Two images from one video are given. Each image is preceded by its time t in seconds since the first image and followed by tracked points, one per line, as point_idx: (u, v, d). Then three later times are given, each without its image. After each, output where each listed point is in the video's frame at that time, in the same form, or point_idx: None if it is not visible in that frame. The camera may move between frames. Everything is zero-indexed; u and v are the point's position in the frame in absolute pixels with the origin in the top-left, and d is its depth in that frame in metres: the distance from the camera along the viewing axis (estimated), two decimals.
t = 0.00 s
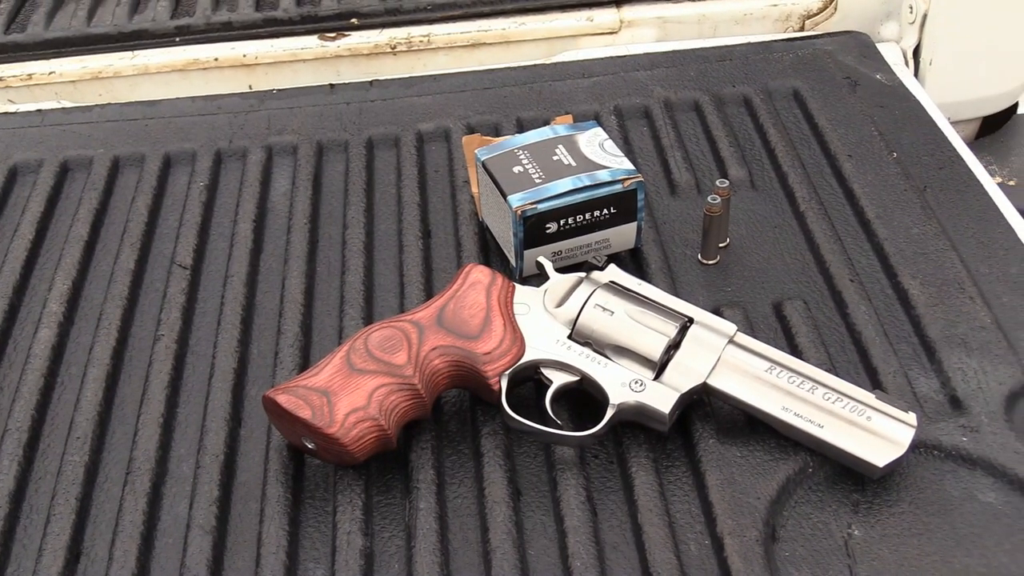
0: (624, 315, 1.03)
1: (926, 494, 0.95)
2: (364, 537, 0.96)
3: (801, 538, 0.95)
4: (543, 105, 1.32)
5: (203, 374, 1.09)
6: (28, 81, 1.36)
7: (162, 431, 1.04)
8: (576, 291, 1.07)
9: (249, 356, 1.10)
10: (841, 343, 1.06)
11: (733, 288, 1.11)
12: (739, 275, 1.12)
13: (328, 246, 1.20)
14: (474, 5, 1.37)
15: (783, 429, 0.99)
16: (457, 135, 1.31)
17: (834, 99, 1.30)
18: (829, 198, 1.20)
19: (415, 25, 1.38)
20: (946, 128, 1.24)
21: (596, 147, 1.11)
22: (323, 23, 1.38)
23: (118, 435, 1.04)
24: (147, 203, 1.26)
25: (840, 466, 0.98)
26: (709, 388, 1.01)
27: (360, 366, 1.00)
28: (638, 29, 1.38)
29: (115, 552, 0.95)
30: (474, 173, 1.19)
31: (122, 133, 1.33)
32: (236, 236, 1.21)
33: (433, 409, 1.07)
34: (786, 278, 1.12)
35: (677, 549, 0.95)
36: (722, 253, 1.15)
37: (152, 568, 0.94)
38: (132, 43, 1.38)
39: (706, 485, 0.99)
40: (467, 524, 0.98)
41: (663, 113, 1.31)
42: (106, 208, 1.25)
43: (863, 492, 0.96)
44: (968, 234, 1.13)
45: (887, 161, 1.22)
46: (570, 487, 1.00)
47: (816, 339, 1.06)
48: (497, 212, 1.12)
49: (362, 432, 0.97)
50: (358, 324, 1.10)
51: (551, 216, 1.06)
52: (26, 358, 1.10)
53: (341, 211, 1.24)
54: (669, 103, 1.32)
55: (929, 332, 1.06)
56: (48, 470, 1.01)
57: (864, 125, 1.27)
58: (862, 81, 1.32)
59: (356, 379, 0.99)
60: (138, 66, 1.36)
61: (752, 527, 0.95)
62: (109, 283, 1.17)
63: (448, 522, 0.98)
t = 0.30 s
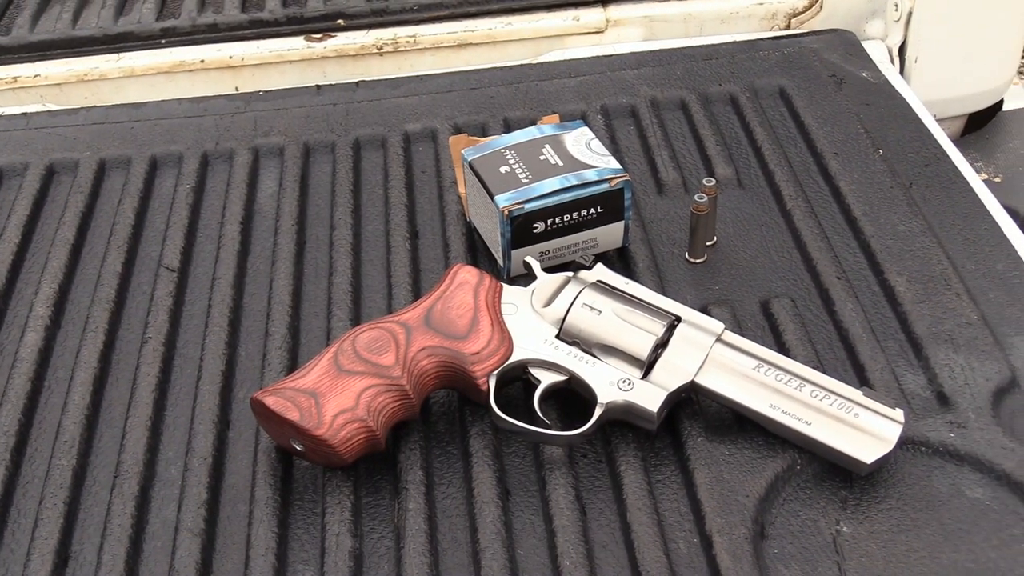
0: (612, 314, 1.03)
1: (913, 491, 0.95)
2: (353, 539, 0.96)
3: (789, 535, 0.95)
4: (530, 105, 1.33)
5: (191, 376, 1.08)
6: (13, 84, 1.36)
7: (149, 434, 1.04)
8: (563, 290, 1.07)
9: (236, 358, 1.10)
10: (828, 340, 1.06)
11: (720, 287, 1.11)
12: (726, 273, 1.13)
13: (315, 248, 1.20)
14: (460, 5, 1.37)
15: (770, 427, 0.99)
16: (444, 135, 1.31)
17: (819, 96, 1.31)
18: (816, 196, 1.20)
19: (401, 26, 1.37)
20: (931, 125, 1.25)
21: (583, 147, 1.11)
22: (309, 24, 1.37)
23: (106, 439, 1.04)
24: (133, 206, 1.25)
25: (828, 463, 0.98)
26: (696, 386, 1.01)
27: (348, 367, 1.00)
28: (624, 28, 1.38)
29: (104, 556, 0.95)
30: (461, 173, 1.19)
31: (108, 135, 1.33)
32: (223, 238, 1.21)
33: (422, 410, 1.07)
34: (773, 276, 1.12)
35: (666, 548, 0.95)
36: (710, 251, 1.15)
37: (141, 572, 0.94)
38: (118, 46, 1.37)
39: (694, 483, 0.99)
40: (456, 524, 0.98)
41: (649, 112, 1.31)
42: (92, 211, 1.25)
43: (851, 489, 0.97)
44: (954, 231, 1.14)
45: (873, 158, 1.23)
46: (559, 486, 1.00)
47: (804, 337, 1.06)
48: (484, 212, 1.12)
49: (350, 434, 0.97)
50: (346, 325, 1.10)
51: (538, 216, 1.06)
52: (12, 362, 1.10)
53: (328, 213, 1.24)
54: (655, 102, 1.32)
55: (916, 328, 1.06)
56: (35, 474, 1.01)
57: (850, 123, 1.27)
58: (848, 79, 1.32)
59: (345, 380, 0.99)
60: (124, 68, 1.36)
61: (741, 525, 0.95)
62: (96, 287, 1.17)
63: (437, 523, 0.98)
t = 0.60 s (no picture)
0: (600, 313, 1.03)
1: (901, 487, 0.96)
2: (342, 540, 0.96)
3: (778, 533, 0.95)
4: (517, 105, 1.33)
5: (179, 379, 1.08)
6: None
7: (137, 437, 1.04)
8: (551, 290, 1.08)
9: (224, 360, 1.09)
10: (816, 338, 1.06)
11: (708, 286, 1.11)
12: (714, 272, 1.13)
13: (303, 249, 1.20)
14: (447, 5, 1.37)
15: (759, 425, 0.99)
16: (431, 136, 1.30)
17: (805, 94, 1.31)
18: (802, 194, 1.21)
19: (387, 27, 1.37)
20: (917, 122, 1.25)
21: (570, 146, 1.11)
22: (296, 25, 1.37)
23: (94, 442, 1.04)
24: (120, 209, 1.25)
25: (816, 460, 0.99)
26: (685, 385, 1.01)
27: (335, 368, 1.00)
28: (611, 27, 1.39)
29: (92, 559, 0.95)
30: (448, 174, 1.19)
31: (94, 138, 1.32)
32: (210, 240, 1.21)
33: (410, 410, 1.07)
34: (761, 274, 1.13)
35: (656, 547, 0.95)
36: (697, 250, 1.15)
37: None
38: (104, 48, 1.37)
39: (683, 482, 0.99)
40: (446, 525, 0.98)
41: (636, 111, 1.31)
42: (79, 214, 1.25)
43: (840, 486, 0.97)
44: (940, 228, 1.14)
45: (859, 155, 1.23)
46: (548, 486, 1.00)
47: (791, 335, 1.06)
48: (471, 212, 1.12)
49: (338, 435, 0.97)
50: (334, 326, 1.10)
51: (525, 216, 1.06)
52: None
53: (315, 214, 1.24)
54: (642, 101, 1.32)
55: (903, 325, 1.06)
56: (22, 479, 1.01)
57: (836, 121, 1.27)
58: (834, 77, 1.33)
59: (333, 382, 0.99)
60: (110, 70, 1.35)
61: (730, 523, 0.95)
62: (83, 290, 1.17)
63: (427, 524, 0.98)
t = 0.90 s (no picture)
0: (588, 313, 1.04)
1: (890, 484, 0.96)
2: (332, 542, 0.96)
3: (767, 531, 0.95)
4: (505, 105, 1.33)
5: (167, 381, 1.08)
6: None
7: (126, 440, 1.03)
8: (539, 290, 1.08)
9: (212, 363, 1.09)
10: (804, 336, 1.07)
11: (696, 284, 1.12)
12: (701, 270, 1.13)
13: (291, 250, 1.20)
14: (434, 5, 1.37)
15: (747, 423, 0.99)
16: (418, 136, 1.30)
17: (791, 93, 1.32)
18: (790, 192, 1.21)
19: (374, 27, 1.37)
20: (904, 120, 1.25)
21: (557, 146, 1.11)
22: (283, 26, 1.37)
23: (82, 446, 1.03)
24: (107, 211, 1.25)
25: (805, 458, 0.99)
26: (673, 383, 1.01)
27: (324, 370, 1.00)
28: (598, 27, 1.39)
29: (81, 563, 0.94)
30: (435, 174, 1.19)
31: (80, 140, 1.32)
32: (198, 242, 1.21)
33: (399, 411, 1.06)
34: (748, 272, 1.13)
35: (645, 545, 0.95)
36: (685, 248, 1.15)
37: None
38: (90, 50, 1.36)
39: (672, 480, 0.99)
40: (436, 525, 0.98)
41: (624, 111, 1.32)
42: (65, 217, 1.24)
43: (828, 483, 0.97)
44: (927, 225, 1.14)
45: (846, 153, 1.24)
46: (537, 485, 1.00)
47: (779, 333, 1.07)
48: (459, 212, 1.12)
49: (327, 437, 0.97)
50: (323, 328, 1.10)
51: (513, 216, 1.06)
52: None
53: (303, 215, 1.23)
54: (629, 100, 1.33)
55: (890, 323, 1.07)
56: (10, 483, 1.00)
57: (823, 120, 1.28)
58: (820, 75, 1.33)
59: (321, 383, 0.99)
60: (96, 73, 1.35)
61: (719, 521, 0.95)
62: (70, 293, 1.16)
63: (416, 524, 0.98)
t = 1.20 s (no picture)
0: (575, 312, 1.04)
1: (877, 481, 0.96)
2: (321, 543, 0.96)
3: (756, 528, 0.95)
4: (492, 105, 1.33)
5: (155, 384, 1.08)
6: None
7: (114, 443, 1.03)
8: (527, 289, 1.08)
9: (200, 365, 1.09)
10: (791, 333, 1.07)
11: (684, 283, 1.12)
12: (689, 269, 1.13)
13: (279, 252, 1.19)
14: (420, 6, 1.37)
15: (736, 421, 0.99)
16: (406, 137, 1.31)
17: (777, 91, 1.32)
18: (776, 190, 1.21)
19: (361, 28, 1.37)
20: (889, 118, 1.26)
21: (544, 145, 1.12)
22: (269, 28, 1.37)
23: (70, 449, 1.03)
24: (93, 214, 1.24)
25: (793, 455, 0.99)
26: (661, 382, 1.01)
27: (312, 371, 1.00)
28: (584, 26, 1.39)
29: (69, 566, 0.94)
30: (423, 175, 1.19)
31: (66, 143, 1.32)
32: (185, 244, 1.21)
33: (388, 412, 1.06)
34: (735, 270, 1.13)
35: (635, 544, 0.95)
36: (673, 247, 1.15)
37: None
38: (75, 52, 1.36)
39: (661, 479, 0.99)
40: (425, 526, 0.98)
41: (610, 110, 1.32)
42: (52, 220, 1.24)
43: (817, 480, 0.97)
44: (913, 222, 1.15)
45: (832, 151, 1.24)
46: (526, 485, 1.00)
47: (767, 330, 1.07)
48: (446, 212, 1.12)
49: (316, 438, 0.96)
50: (311, 329, 1.10)
51: (500, 216, 1.07)
52: None
53: (290, 217, 1.23)
54: (616, 100, 1.33)
55: (878, 320, 1.07)
56: None
57: (809, 117, 1.28)
58: (806, 73, 1.34)
59: (309, 385, 0.99)
60: (82, 75, 1.34)
61: (708, 519, 0.95)
62: (56, 297, 1.16)
63: (405, 525, 0.98)
